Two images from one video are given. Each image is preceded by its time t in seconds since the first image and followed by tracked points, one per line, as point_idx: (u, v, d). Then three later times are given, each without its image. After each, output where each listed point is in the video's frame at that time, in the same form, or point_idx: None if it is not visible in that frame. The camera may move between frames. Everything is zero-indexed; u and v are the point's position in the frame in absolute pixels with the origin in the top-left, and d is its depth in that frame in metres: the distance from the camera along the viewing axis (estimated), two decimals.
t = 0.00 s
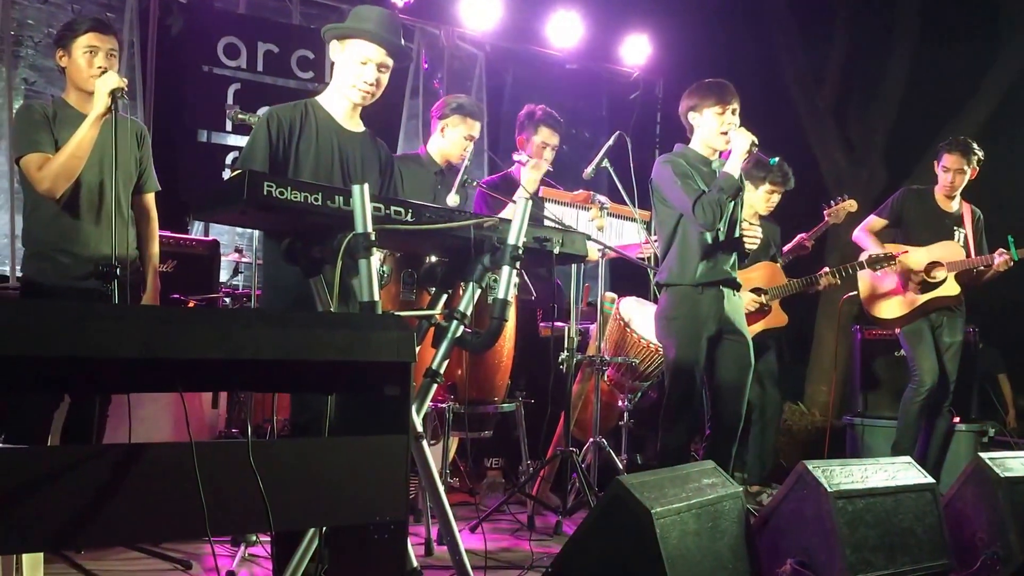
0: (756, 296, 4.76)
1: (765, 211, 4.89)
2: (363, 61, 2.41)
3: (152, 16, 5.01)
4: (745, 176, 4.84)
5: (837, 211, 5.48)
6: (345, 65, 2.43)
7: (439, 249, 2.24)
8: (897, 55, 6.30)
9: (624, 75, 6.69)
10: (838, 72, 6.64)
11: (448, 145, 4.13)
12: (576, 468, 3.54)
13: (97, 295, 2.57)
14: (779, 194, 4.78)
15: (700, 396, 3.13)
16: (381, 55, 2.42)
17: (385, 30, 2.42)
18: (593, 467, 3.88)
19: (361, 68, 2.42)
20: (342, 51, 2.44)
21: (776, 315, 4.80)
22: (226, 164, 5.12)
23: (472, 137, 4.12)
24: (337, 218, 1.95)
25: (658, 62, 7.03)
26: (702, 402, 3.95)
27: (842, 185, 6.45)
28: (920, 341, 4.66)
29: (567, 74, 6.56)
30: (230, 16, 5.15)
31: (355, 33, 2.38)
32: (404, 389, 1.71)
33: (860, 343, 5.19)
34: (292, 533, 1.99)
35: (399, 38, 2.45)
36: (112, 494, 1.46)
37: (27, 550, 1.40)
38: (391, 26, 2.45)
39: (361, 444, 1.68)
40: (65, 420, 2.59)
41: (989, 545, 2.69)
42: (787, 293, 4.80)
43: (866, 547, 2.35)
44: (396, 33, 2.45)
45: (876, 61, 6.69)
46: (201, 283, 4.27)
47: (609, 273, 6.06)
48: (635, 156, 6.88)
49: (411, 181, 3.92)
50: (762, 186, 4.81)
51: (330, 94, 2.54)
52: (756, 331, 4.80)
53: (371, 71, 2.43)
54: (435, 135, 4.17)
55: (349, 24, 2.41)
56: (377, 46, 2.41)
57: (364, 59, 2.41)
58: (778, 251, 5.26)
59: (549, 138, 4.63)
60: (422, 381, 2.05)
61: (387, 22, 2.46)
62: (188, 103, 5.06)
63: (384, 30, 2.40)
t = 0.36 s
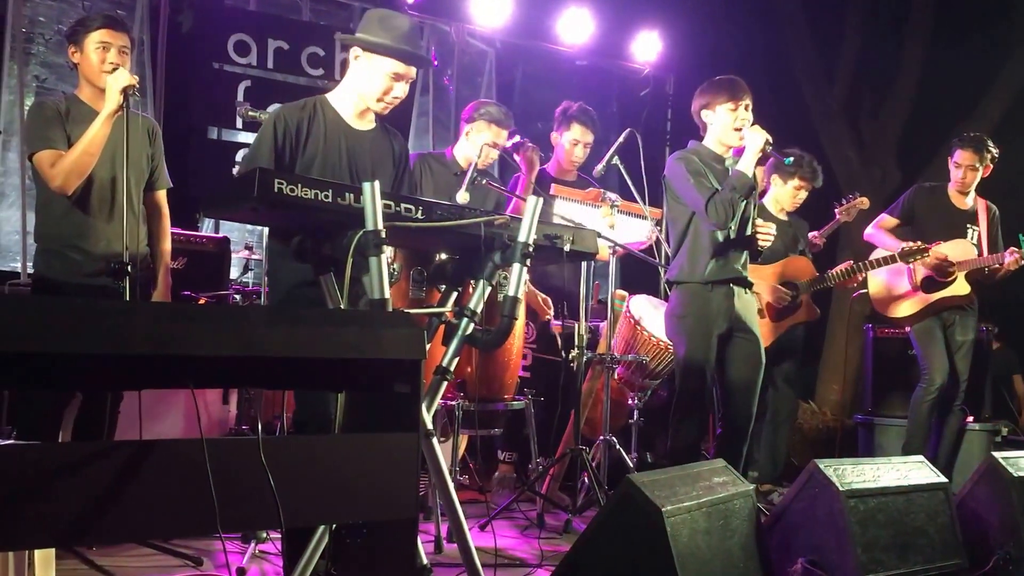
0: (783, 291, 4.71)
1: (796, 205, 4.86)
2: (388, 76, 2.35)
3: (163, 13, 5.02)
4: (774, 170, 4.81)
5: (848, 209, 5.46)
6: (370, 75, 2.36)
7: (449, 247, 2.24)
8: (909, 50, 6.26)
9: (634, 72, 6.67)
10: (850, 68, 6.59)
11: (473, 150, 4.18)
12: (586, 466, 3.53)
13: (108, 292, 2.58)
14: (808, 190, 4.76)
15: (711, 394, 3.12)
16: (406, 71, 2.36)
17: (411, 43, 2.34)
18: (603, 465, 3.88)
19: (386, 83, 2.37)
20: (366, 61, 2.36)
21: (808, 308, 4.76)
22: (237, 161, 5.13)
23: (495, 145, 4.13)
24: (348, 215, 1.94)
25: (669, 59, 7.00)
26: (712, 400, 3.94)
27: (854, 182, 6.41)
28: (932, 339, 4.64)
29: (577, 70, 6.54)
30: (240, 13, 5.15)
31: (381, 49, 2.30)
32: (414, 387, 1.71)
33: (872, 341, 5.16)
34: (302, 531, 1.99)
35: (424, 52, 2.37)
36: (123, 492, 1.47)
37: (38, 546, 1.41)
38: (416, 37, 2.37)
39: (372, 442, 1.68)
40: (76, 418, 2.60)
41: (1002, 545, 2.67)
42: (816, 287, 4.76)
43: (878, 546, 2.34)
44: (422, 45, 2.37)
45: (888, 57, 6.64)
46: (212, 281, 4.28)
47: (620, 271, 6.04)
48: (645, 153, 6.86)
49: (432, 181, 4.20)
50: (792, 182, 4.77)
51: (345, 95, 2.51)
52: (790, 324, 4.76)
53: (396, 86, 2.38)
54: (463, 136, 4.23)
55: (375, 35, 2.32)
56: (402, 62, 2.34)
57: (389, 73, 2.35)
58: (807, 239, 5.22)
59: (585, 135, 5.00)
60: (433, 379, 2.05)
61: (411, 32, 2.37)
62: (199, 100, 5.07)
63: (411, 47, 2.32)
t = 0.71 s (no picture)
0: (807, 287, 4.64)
1: (817, 207, 4.84)
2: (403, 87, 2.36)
3: (172, 13, 5.04)
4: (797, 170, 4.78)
5: (859, 209, 5.44)
6: (388, 83, 2.37)
7: (458, 247, 2.24)
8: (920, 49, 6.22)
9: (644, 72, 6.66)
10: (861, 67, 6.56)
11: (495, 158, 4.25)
12: (596, 466, 3.52)
13: (120, 292, 2.59)
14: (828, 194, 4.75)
15: (721, 394, 3.11)
16: (420, 85, 2.35)
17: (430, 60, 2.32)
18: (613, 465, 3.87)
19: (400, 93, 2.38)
20: (384, 69, 2.37)
21: (831, 304, 4.70)
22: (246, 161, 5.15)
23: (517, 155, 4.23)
24: (357, 215, 1.94)
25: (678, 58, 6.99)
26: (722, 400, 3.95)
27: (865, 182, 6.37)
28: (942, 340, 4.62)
29: (586, 70, 6.54)
30: (249, 13, 5.17)
31: (398, 62, 2.29)
32: (424, 388, 1.71)
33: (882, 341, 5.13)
34: (312, 531, 2.00)
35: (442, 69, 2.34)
36: (133, 491, 1.47)
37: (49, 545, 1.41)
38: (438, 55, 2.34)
39: (382, 442, 1.68)
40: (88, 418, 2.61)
41: (1015, 546, 2.65)
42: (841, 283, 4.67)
43: (889, 547, 2.32)
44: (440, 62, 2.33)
45: (899, 56, 6.60)
46: (222, 281, 4.29)
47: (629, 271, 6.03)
48: (655, 152, 6.84)
49: (449, 183, 4.21)
50: (813, 184, 4.75)
51: (358, 93, 2.50)
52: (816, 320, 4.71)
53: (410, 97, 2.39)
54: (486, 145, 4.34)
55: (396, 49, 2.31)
56: (417, 77, 2.33)
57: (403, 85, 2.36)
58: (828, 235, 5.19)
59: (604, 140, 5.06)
60: (442, 379, 2.05)
61: (436, 48, 2.34)
62: (208, 100, 5.09)
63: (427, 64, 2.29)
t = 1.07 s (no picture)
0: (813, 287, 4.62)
1: (822, 209, 4.83)
2: (396, 105, 2.38)
3: (177, 12, 5.05)
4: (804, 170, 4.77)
5: (864, 208, 5.42)
6: (378, 92, 2.40)
7: (462, 247, 2.24)
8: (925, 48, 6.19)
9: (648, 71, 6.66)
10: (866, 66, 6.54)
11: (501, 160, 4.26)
12: (600, 467, 3.52)
13: (126, 292, 2.60)
14: (834, 196, 4.75)
15: (725, 395, 3.11)
16: (409, 105, 2.36)
17: (425, 84, 2.31)
18: (618, 466, 3.87)
19: (391, 109, 2.40)
20: (380, 79, 2.38)
21: (836, 305, 4.67)
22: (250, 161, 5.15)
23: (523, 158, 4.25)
24: (361, 216, 1.94)
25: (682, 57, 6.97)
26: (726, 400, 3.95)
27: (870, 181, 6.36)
28: (947, 339, 4.60)
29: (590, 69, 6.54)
30: (253, 13, 5.17)
31: (391, 79, 2.30)
32: (427, 388, 1.71)
33: (887, 340, 5.11)
34: (316, 532, 2.00)
35: (434, 94, 2.33)
36: (137, 492, 1.47)
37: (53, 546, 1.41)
38: (435, 78, 2.32)
39: (385, 443, 1.68)
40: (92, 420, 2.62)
41: (1020, 547, 2.64)
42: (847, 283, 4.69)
43: (893, 548, 2.32)
44: (433, 89, 2.32)
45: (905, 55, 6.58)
46: (226, 281, 4.29)
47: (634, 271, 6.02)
48: (659, 151, 6.83)
49: (454, 183, 4.21)
50: (820, 185, 4.74)
51: (359, 95, 2.49)
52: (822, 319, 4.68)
53: (399, 114, 2.41)
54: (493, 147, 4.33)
55: (396, 65, 2.31)
56: (410, 100, 2.34)
57: (395, 103, 2.37)
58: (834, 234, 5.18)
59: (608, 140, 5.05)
60: (447, 380, 2.05)
61: (435, 71, 2.32)
62: (212, 99, 5.09)
63: (417, 90, 2.29)
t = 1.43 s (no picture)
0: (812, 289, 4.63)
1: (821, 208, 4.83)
2: (393, 109, 2.37)
3: (175, 13, 5.04)
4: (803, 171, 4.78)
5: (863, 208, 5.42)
6: (373, 95, 2.39)
7: (460, 248, 2.23)
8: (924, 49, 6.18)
9: (646, 71, 6.65)
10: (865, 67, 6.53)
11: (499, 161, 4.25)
12: (599, 468, 3.52)
13: (125, 293, 2.59)
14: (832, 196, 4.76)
15: (723, 396, 3.11)
16: (405, 107, 2.35)
17: (420, 86, 2.31)
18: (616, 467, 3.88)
19: (389, 113, 2.39)
20: (376, 83, 2.37)
21: (833, 306, 4.69)
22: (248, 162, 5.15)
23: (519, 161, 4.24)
24: (360, 217, 1.94)
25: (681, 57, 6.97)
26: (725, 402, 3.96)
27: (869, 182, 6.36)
28: (945, 340, 4.60)
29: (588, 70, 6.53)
30: (252, 13, 5.17)
31: (386, 82, 2.30)
32: (426, 390, 1.71)
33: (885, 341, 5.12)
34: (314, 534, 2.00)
35: (429, 94, 2.32)
36: (136, 494, 1.47)
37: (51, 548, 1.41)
38: (430, 79, 2.31)
39: (383, 446, 1.67)
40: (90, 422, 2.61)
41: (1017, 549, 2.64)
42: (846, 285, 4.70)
43: (892, 550, 2.32)
44: (427, 90, 2.31)
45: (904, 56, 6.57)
46: (224, 282, 4.29)
47: (632, 272, 6.02)
48: (657, 152, 6.83)
49: (452, 183, 4.21)
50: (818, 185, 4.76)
51: (356, 95, 2.48)
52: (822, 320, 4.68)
53: (398, 117, 2.40)
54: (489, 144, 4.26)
55: (390, 68, 2.30)
56: (406, 102, 2.33)
57: (392, 107, 2.37)
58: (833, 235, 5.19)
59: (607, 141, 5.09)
60: (445, 381, 2.05)
61: (430, 72, 2.32)
62: (211, 100, 5.08)
63: (412, 91, 2.28)
